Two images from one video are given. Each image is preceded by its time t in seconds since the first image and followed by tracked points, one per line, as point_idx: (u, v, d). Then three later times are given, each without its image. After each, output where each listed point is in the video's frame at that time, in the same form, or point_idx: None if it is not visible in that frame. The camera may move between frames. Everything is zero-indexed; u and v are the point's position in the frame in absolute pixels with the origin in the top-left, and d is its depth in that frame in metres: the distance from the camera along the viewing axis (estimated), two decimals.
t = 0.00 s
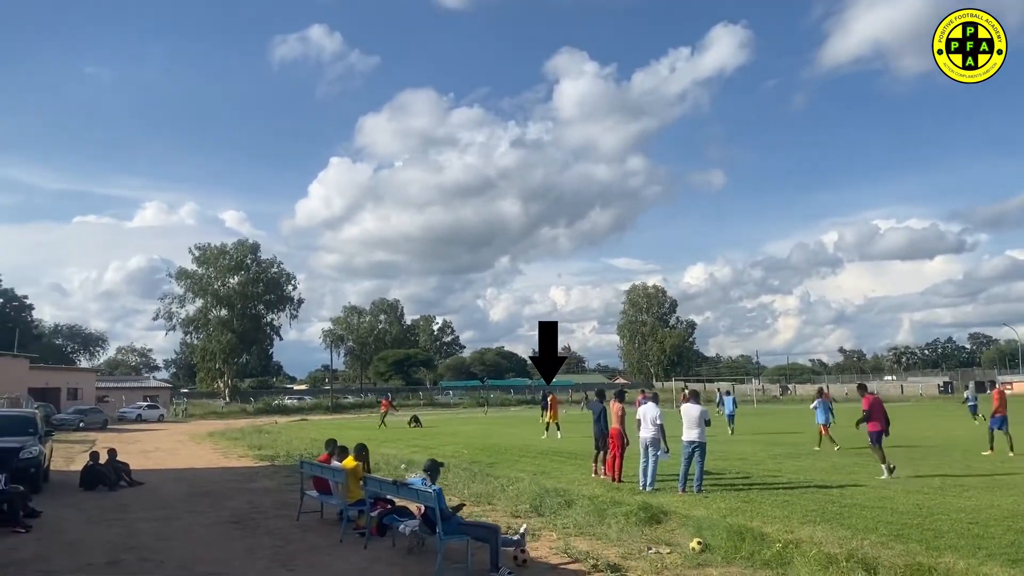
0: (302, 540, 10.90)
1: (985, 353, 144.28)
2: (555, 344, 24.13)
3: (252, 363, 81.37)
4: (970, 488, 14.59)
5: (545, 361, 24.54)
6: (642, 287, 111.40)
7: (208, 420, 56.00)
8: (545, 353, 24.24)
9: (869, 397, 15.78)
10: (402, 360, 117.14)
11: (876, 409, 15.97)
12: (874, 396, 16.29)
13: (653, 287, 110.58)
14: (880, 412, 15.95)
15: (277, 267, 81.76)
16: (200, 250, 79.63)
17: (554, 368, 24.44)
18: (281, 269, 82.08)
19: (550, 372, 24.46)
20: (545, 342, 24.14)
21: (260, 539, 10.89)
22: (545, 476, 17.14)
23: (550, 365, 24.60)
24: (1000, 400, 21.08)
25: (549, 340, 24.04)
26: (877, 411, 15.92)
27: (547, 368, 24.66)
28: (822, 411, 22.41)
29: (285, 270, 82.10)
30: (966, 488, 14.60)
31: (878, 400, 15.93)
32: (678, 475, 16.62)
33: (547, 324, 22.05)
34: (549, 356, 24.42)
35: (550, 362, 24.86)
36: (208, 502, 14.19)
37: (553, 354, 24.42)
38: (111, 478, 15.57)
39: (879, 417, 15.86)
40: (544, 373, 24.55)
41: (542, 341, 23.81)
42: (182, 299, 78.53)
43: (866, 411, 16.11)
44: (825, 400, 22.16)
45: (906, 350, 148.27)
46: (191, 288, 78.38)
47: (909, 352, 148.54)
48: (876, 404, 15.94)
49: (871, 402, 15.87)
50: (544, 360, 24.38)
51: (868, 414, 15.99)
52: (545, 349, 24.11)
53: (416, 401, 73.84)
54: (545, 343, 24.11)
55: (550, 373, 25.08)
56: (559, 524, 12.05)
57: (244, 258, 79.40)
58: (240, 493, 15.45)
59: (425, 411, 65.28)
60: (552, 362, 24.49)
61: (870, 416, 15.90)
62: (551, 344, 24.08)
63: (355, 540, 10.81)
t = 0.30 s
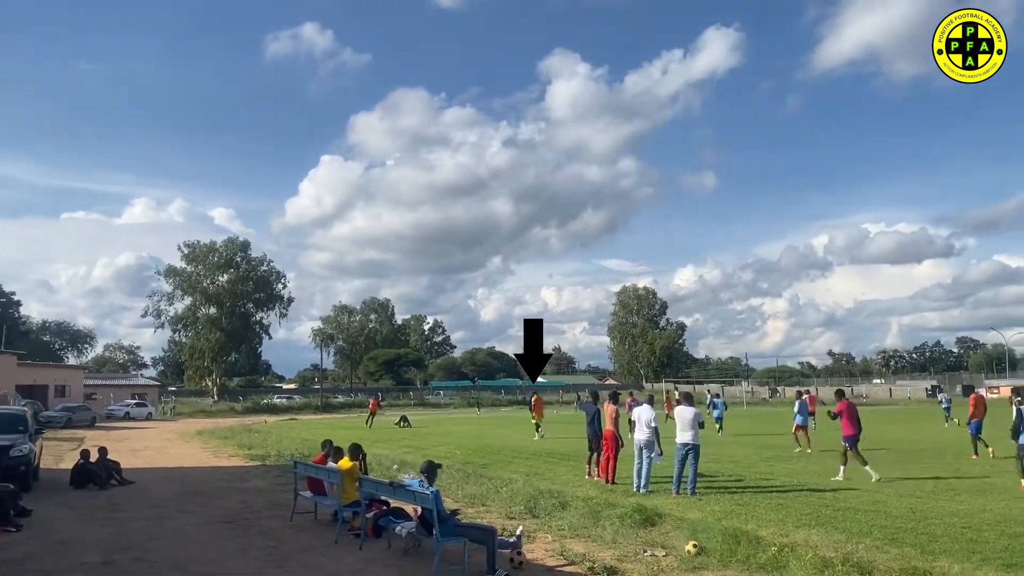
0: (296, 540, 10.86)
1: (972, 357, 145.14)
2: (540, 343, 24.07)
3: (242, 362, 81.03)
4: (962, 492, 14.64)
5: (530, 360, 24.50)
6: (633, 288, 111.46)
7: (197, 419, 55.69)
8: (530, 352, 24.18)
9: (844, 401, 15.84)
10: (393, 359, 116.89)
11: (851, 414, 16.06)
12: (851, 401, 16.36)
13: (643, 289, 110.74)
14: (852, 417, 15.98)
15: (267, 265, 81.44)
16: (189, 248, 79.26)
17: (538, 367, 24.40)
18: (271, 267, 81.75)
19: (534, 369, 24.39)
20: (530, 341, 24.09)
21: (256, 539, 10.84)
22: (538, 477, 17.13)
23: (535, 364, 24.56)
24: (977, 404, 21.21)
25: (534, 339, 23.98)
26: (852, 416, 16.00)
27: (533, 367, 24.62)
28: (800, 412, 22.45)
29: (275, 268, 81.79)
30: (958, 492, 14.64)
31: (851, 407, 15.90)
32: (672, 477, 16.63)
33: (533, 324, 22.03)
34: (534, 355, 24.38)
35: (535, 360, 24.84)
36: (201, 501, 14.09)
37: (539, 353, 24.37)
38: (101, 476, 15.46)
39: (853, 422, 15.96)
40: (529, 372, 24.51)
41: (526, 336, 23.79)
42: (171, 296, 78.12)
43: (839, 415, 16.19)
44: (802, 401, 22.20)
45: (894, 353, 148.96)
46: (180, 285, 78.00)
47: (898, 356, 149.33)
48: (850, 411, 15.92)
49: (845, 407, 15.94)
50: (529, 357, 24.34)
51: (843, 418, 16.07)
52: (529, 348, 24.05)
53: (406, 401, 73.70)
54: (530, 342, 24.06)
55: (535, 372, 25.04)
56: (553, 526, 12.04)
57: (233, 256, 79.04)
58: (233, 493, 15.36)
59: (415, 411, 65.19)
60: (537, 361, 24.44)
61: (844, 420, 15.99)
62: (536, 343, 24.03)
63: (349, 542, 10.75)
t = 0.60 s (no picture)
0: (280, 540, 10.84)
1: (949, 360, 146.98)
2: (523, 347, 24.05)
3: (222, 360, 80.51)
4: (942, 495, 14.79)
5: (513, 363, 24.50)
6: (616, 288, 111.93)
7: (176, 417, 55.30)
8: (514, 355, 24.17)
9: (804, 398, 16.31)
10: (374, 359, 116.50)
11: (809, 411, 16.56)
12: (808, 399, 16.86)
13: (626, 289, 111.18)
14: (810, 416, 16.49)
15: (248, 262, 80.94)
16: (169, 245, 78.63)
17: (522, 370, 24.39)
18: (252, 264, 81.23)
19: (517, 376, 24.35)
20: (513, 344, 24.07)
21: (241, 538, 10.82)
22: (523, 477, 17.19)
23: (518, 367, 24.56)
24: (943, 405, 21.49)
25: (517, 342, 23.94)
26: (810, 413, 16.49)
27: (516, 370, 24.61)
28: (765, 414, 22.57)
29: (256, 265, 81.28)
30: (938, 495, 14.80)
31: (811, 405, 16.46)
32: (655, 477, 16.72)
33: (515, 327, 22.02)
34: (517, 358, 24.37)
35: (518, 365, 24.79)
36: (183, 500, 14.03)
37: (522, 356, 24.36)
38: (82, 474, 15.33)
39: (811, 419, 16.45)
40: (512, 374, 24.51)
41: (510, 343, 23.72)
42: (151, 293, 77.46)
43: (798, 412, 16.66)
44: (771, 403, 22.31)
45: (873, 355, 150.44)
46: (160, 282, 77.35)
47: (876, 358, 150.82)
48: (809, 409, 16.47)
49: (805, 404, 16.40)
50: (513, 362, 24.30)
51: (801, 414, 16.54)
52: (513, 350, 24.04)
53: (388, 401, 73.55)
54: (514, 345, 24.04)
55: (518, 375, 25.05)
56: (537, 527, 12.08)
57: (215, 253, 78.48)
58: (216, 492, 15.28)
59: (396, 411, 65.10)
60: (521, 365, 24.43)
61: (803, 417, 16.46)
62: (520, 347, 24.02)
63: (333, 541, 10.76)
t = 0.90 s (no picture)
0: (263, 539, 10.80)
1: (929, 361, 148.43)
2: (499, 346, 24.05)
3: (204, 359, 79.97)
4: (921, 494, 14.95)
5: (489, 362, 24.50)
6: (600, 289, 112.26)
7: (157, 416, 54.92)
8: (490, 355, 24.17)
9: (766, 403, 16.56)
10: (358, 358, 116.10)
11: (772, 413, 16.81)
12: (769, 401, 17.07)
13: (610, 290, 111.56)
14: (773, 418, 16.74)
15: (231, 261, 80.44)
16: (151, 243, 78.02)
17: (497, 370, 24.38)
18: (235, 263, 80.73)
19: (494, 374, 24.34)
20: (489, 344, 24.08)
21: (224, 538, 10.77)
22: (506, 477, 17.22)
23: (493, 367, 24.57)
24: (914, 407, 21.71)
25: (493, 342, 23.95)
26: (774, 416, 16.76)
27: (490, 370, 24.61)
28: (737, 413, 22.65)
29: (239, 264, 80.79)
30: (917, 494, 14.95)
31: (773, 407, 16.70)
32: (638, 477, 16.80)
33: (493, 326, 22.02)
34: (493, 357, 24.38)
35: (496, 364, 24.78)
36: (165, 500, 13.93)
37: (497, 356, 24.35)
38: (62, 474, 15.20)
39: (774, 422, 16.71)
40: (488, 374, 24.52)
41: (486, 342, 23.71)
42: (132, 292, 76.82)
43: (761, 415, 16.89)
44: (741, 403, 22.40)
45: (854, 357, 151.69)
46: (142, 281, 76.73)
47: (857, 359, 152.09)
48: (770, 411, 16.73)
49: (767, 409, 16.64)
50: (490, 361, 24.29)
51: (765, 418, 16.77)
52: (489, 350, 24.03)
53: (372, 401, 73.35)
54: (490, 345, 24.04)
55: (493, 374, 25.05)
56: (522, 525, 12.10)
57: (197, 252, 77.96)
58: (198, 491, 15.18)
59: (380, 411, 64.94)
60: (496, 364, 24.44)
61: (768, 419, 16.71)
62: (495, 346, 24.03)
63: (317, 540, 10.74)
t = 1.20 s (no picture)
0: (239, 538, 10.80)
1: (905, 360, 150.20)
2: (473, 344, 24.10)
3: (181, 358, 79.28)
4: (892, 491, 15.20)
5: (463, 361, 24.54)
6: (580, 288, 112.60)
7: (133, 415, 54.47)
8: (464, 353, 24.20)
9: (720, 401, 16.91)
10: (336, 357, 115.65)
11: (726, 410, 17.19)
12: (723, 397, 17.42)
13: (590, 289, 111.98)
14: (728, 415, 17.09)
15: (209, 259, 79.83)
16: (128, 240, 77.26)
17: (471, 369, 24.40)
18: (212, 261, 80.10)
19: (469, 372, 24.38)
20: (462, 342, 24.13)
21: (200, 536, 10.74)
22: (483, 476, 17.30)
23: (467, 365, 24.60)
24: (879, 404, 22.05)
25: (467, 340, 23.99)
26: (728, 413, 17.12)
27: (465, 368, 24.66)
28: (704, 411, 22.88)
29: (216, 262, 80.18)
30: (888, 491, 15.18)
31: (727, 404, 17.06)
32: (613, 475, 16.95)
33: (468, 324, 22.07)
34: (468, 356, 24.41)
35: (470, 363, 24.81)
36: (140, 499, 13.87)
37: (471, 354, 24.40)
38: (36, 472, 15.09)
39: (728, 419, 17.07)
40: (462, 372, 24.55)
41: (461, 340, 23.74)
42: (108, 289, 76.05)
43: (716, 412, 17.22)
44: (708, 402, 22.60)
45: (830, 356, 153.26)
46: (118, 279, 75.97)
47: (833, 359, 153.67)
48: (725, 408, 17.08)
49: (721, 406, 16.99)
50: (464, 359, 24.33)
51: (718, 415, 17.14)
52: (464, 348, 24.04)
53: (351, 400, 73.14)
54: (463, 343, 24.09)
55: (468, 373, 25.11)
56: (498, 523, 12.18)
57: (174, 249, 77.31)
58: (174, 491, 15.13)
59: (358, 410, 64.75)
60: (470, 362, 24.48)
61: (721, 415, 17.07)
62: (469, 345, 24.08)
63: (293, 539, 10.76)
